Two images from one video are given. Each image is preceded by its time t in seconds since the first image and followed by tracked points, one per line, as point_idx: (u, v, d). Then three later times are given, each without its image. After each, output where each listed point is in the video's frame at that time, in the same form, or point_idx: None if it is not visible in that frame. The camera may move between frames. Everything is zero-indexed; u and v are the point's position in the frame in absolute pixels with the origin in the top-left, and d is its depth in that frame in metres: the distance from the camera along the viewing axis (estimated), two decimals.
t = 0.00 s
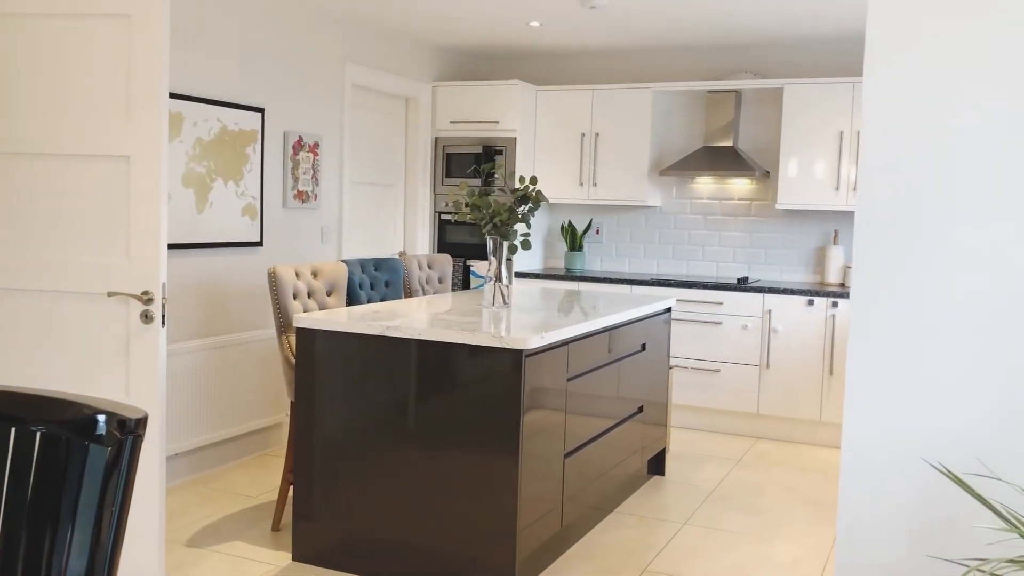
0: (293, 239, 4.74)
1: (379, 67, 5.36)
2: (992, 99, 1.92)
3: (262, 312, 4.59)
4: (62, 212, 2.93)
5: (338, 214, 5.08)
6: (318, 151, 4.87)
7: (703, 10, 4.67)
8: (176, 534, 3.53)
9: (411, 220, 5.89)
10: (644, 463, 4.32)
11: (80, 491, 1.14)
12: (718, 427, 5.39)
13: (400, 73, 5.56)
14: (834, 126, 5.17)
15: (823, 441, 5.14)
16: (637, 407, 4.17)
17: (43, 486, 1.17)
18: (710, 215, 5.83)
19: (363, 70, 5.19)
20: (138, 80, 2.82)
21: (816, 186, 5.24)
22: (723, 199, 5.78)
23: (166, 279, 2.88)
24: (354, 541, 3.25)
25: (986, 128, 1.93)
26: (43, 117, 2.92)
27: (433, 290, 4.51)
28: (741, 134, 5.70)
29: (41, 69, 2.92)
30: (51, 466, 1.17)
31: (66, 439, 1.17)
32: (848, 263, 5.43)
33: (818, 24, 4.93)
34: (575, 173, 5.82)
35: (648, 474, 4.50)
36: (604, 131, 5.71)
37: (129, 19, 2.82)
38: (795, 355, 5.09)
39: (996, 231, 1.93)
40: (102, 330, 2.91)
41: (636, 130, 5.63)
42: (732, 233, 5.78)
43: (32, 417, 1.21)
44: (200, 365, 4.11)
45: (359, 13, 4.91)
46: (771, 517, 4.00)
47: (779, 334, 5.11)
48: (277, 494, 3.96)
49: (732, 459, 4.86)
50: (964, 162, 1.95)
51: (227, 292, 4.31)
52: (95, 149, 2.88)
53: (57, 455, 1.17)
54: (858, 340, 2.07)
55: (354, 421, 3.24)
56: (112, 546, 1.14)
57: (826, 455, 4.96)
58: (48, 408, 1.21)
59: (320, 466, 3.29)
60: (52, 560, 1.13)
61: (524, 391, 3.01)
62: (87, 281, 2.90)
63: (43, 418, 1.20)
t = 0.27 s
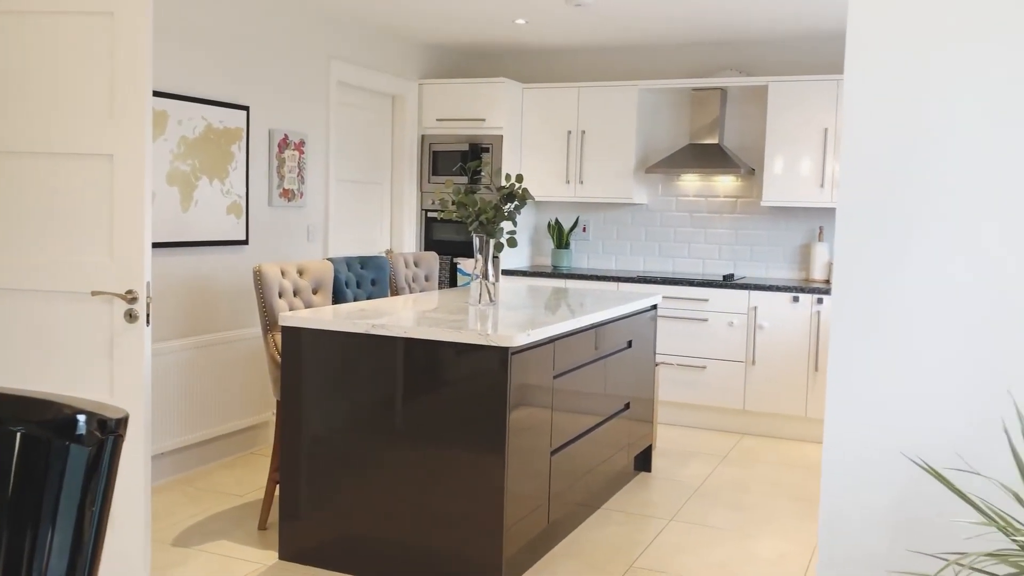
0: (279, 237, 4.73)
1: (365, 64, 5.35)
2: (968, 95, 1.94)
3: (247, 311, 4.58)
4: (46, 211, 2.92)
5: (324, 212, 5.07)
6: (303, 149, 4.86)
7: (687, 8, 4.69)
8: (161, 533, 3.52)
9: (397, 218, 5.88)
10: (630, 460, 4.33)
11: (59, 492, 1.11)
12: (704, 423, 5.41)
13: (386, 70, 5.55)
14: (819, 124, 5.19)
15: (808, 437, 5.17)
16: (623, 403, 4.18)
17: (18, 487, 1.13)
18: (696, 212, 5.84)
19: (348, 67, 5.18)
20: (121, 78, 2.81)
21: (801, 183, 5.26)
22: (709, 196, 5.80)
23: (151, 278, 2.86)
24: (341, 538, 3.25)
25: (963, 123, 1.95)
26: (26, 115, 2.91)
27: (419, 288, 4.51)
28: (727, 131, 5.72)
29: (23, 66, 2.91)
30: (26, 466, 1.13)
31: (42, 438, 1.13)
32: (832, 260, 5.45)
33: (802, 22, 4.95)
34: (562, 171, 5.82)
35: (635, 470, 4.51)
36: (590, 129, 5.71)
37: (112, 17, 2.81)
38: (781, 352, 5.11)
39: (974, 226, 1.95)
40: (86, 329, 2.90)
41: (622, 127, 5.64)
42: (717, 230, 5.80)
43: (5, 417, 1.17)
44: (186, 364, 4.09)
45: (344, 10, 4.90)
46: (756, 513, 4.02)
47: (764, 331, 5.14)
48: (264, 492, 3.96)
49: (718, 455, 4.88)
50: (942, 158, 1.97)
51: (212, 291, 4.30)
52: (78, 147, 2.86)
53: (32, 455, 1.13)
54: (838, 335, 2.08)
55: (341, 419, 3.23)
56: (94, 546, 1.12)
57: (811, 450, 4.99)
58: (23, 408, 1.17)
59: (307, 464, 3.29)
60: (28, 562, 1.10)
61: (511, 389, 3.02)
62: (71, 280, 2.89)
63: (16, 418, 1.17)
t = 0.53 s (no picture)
0: (261, 232, 4.71)
1: (346, 58, 5.32)
2: (945, 83, 1.94)
3: (229, 306, 4.55)
4: (23, 206, 2.89)
5: (306, 207, 5.05)
6: (284, 143, 4.84)
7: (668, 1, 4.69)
8: (143, 530, 3.50)
9: (380, 213, 5.86)
10: (614, 453, 4.34)
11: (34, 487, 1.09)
12: (688, 416, 5.43)
13: (368, 65, 5.53)
14: (801, 118, 5.21)
15: (791, 429, 5.20)
16: (606, 397, 4.19)
17: None
18: (679, 206, 5.86)
19: (330, 61, 5.15)
20: (98, 72, 2.78)
21: (783, 177, 5.28)
22: (692, 190, 5.81)
23: (130, 274, 2.84)
24: (324, 534, 3.24)
25: (940, 112, 1.95)
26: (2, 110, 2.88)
27: (402, 283, 4.50)
28: (709, 125, 5.74)
29: None
30: None
31: (14, 433, 1.11)
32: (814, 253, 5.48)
33: (784, 16, 4.96)
34: (545, 165, 5.82)
35: (619, 463, 4.53)
36: (573, 123, 5.72)
37: (89, 9, 2.78)
38: (763, 345, 5.13)
39: (952, 214, 1.95)
40: (65, 326, 2.88)
41: (605, 121, 5.64)
42: (700, 223, 5.81)
43: None
44: (167, 360, 4.07)
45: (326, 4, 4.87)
46: (740, 505, 4.03)
47: (747, 324, 5.16)
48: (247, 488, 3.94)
49: (701, 448, 4.90)
50: (920, 147, 1.97)
51: (193, 286, 4.28)
52: (55, 142, 2.84)
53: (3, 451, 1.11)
54: (818, 326, 2.07)
55: (324, 414, 3.22)
56: (65, 546, 1.11)
57: (794, 442, 5.02)
58: None
59: (290, 459, 3.27)
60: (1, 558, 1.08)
61: (493, 382, 3.02)
62: (49, 276, 2.87)
63: None
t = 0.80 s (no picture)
0: (239, 222, 4.68)
1: (325, 47, 5.30)
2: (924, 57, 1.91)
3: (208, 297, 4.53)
4: None
5: (284, 197, 5.03)
6: (263, 132, 4.81)
7: None
8: (122, 521, 3.49)
9: (360, 202, 5.84)
10: (594, 441, 4.37)
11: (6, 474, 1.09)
12: (668, 404, 5.46)
13: (347, 53, 5.51)
14: (779, 106, 5.24)
15: (770, 416, 5.24)
16: (587, 385, 4.20)
17: None
18: (659, 195, 5.88)
19: (309, 50, 5.12)
20: (73, 60, 2.76)
21: (762, 165, 5.31)
22: (672, 178, 5.83)
23: (107, 263, 2.83)
24: (304, 524, 3.24)
25: (920, 86, 1.91)
26: None
27: (382, 272, 4.50)
28: (689, 114, 5.75)
29: None
30: None
31: None
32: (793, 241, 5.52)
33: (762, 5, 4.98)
34: (525, 154, 5.82)
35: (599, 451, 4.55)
36: (553, 112, 5.72)
37: None
38: (743, 333, 5.17)
39: (929, 198, 1.93)
40: (41, 316, 2.86)
41: (585, 110, 5.65)
42: (680, 212, 5.84)
43: None
44: (144, 351, 4.04)
45: None
46: (719, 492, 4.06)
47: (726, 312, 5.19)
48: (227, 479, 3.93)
49: (681, 435, 4.93)
50: (899, 122, 1.93)
51: (171, 276, 4.25)
52: (30, 131, 2.81)
53: None
54: (794, 304, 2.03)
55: (303, 404, 3.22)
56: (38, 536, 1.10)
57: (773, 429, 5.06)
58: None
59: (270, 450, 3.27)
60: None
61: (473, 370, 3.02)
62: (25, 266, 2.84)
63: None
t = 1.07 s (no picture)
0: (207, 208, 4.63)
1: (293, 31, 5.24)
2: (890, 33, 1.89)
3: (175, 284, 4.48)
4: None
5: (253, 182, 4.97)
6: (231, 117, 4.75)
7: None
8: (90, 511, 3.46)
9: (330, 189, 5.79)
10: (566, 425, 4.38)
11: None
12: (640, 388, 5.50)
13: (315, 38, 5.45)
14: (749, 92, 5.26)
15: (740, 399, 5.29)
16: (558, 370, 4.21)
17: None
18: (630, 181, 5.89)
19: (276, 34, 5.06)
20: (32, 41, 2.70)
21: (732, 151, 5.34)
22: (643, 164, 5.85)
23: (70, 249, 2.78)
24: (274, 510, 3.23)
25: (885, 63, 1.90)
26: None
27: (352, 258, 4.47)
28: (660, 100, 5.76)
29: None
30: None
31: None
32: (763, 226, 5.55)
33: None
34: (496, 140, 5.81)
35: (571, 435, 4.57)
36: (524, 98, 5.70)
37: None
38: (713, 317, 5.20)
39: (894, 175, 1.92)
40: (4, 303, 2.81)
41: (556, 96, 5.64)
42: (651, 197, 5.85)
43: None
44: (110, 339, 3.99)
45: None
46: (690, 474, 4.10)
47: (697, 296, 5.22)
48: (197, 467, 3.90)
49: (652, 419, 4.96)
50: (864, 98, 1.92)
51: (138, 263, 4.20)
52: None
53: None
54: (758, 282, 2.02)
55: (273, 391, 3.20)
56: None
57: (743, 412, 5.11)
58: None
59: (239, 437, 3.25)
60: None
61: (444, 355, 3.02)
62: None
63: None
